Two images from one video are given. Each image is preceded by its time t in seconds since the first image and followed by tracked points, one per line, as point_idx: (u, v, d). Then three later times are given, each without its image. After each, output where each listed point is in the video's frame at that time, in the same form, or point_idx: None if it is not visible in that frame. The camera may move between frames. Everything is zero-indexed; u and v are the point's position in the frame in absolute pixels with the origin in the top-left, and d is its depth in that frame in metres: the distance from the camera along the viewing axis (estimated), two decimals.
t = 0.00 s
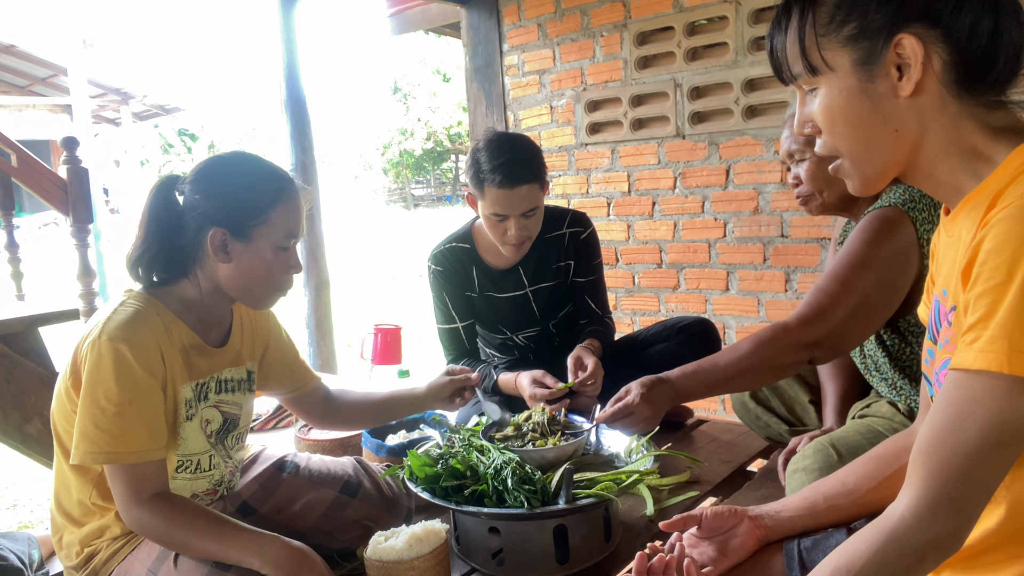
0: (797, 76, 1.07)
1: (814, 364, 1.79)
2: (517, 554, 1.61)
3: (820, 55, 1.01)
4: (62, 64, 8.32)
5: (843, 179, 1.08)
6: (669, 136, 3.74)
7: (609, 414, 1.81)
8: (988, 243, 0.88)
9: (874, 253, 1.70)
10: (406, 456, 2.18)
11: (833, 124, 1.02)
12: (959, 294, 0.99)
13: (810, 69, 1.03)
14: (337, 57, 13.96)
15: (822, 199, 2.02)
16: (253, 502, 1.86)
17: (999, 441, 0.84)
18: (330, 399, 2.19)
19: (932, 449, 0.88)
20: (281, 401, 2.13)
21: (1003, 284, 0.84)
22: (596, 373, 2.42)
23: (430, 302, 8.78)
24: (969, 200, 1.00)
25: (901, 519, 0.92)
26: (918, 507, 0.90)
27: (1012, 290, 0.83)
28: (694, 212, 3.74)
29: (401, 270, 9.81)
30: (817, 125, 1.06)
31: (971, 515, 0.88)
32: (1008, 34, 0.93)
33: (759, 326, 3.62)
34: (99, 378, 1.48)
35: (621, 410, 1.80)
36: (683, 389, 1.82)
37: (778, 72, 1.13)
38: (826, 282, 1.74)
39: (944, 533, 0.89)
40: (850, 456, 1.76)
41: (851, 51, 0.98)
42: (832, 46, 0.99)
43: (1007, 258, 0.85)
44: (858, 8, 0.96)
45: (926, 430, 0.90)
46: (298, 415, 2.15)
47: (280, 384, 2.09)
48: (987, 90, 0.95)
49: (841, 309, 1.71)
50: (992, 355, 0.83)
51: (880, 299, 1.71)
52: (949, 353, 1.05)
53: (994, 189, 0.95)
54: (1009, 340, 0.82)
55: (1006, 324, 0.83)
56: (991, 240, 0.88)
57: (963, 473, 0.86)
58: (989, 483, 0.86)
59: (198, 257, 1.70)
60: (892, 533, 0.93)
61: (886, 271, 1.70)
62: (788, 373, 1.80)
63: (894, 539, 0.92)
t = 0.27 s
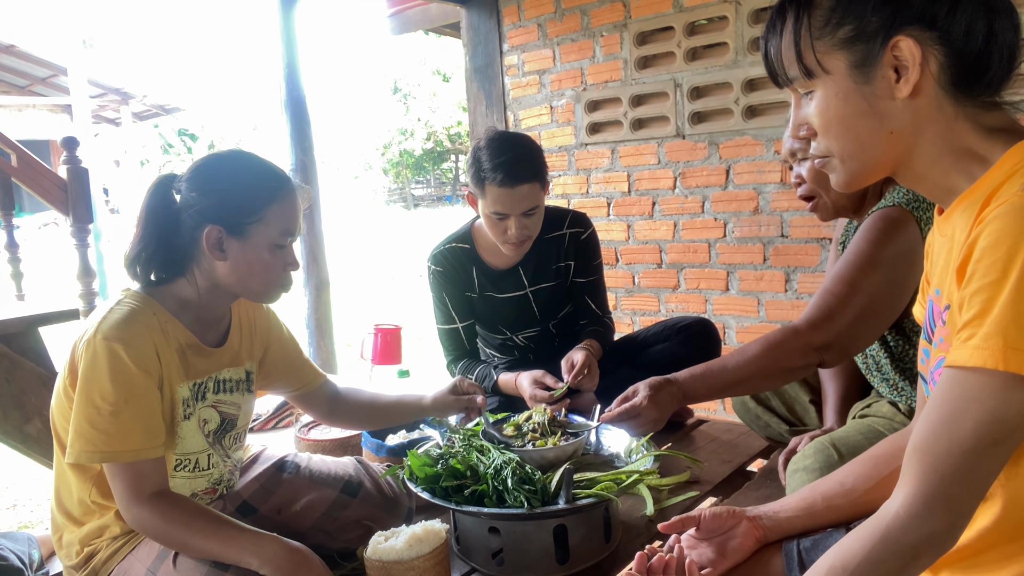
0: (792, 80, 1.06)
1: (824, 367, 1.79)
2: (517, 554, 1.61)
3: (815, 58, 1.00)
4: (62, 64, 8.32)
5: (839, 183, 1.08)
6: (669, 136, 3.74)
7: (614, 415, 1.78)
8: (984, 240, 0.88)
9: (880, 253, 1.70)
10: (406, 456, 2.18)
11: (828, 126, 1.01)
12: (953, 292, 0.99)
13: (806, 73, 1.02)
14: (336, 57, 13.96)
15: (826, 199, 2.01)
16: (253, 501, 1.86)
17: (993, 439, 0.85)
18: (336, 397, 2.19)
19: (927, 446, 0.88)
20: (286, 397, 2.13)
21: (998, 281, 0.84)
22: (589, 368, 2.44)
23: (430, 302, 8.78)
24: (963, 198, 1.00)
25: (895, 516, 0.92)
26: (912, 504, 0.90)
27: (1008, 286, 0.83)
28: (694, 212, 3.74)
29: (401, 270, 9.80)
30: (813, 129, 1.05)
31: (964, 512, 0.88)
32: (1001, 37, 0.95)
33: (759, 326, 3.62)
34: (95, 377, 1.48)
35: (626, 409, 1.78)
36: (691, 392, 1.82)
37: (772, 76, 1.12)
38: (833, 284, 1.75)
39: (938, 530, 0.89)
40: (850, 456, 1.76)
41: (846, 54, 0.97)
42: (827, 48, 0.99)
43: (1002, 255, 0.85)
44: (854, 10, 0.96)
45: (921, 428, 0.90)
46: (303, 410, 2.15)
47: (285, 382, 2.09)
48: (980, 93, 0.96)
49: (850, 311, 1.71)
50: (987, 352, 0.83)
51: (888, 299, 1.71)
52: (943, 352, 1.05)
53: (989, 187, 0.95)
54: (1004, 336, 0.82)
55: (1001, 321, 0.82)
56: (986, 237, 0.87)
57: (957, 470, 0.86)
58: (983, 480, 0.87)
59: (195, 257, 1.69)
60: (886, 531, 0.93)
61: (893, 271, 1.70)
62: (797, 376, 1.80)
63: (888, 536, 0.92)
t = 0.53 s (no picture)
0: (787, 81, 1.06)
1: (820, 364, 1.79)
2: (518, 554, 1.60)
3: (809, 59, 1.00)
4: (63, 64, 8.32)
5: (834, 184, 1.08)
6: (669, 136, 3.74)
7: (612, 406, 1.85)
8: (980, 237, 0.87)
9: (878, 252, 1.70)
10: (406, 456, 2.18)
11: (823, 128, 1.01)
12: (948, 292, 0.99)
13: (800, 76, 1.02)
14: (337, 57, 13.97)
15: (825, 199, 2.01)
16: (253, 501, 1.86)
17: (984, 435, 0.85)
18: (335, 394, 2.18)
19: (917, 443, 0.89)
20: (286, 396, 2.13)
21: (993, 278, 0.84)
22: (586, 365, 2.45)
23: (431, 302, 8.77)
24: (958, 197, 0.99)
25: (885, 511, 0.92)
26: (901, 499, 0.90)
27: (1003, 284, 0.83)
28: (694, 212, 3.74)
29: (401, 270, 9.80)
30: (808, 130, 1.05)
31: (954, 508, 0.88)
32: (995, 37, 0.95)
33: (759, 326, 3.62)
34: (101, 377, 1.48)
35: (620, 397, 1.85)
36: (687, 388, 1.83)
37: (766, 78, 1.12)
38: (831, 281, 1.75)
39: (927, 525, 0.89)
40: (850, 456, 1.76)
41: (841, 56, 0.97)
42: (822, 50, 0.99)
43: (998, 252, 0.84)
44: (848, 13, 0.96)
45: (912, 424, 0.90)
46: (303, 409, 2.15)
47: (284, 381, 2.09)
48: (975, 94, 0.96)
49: (845, 309, 1.71)
50: (982, 349, 0.83)
51: (885, 298, 1.71)
52: (939, 351, 1.05)
53: (984, 186, 0.95)
54: (1000, 334, 0.82)
55: (996, 318, 0.82)
56: (982, 234, 0.87)
57: (947, 465, 0.86)
58: (974, 474, 0.87)
59: (200, 257, 1.70)
60: (877, 526, 0.92)
61: (890, 269, 1.70)
62: (793, 373, 1.80)
63: (878, 532, 0.92)
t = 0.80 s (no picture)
0: (783, 82, 1.06)
1: (818, 364, 1.80)
2: (518, 554, 1.61)
3: (805, 60, 1.00)
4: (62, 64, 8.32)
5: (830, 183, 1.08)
6: (669, 136, 3.74)
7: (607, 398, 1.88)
8: (978, 235, 0.88)
9: (876, 250, 1.70)
10: (406, 456, 2.18)
11: (820, 129, 1.01)
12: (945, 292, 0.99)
13: (796, 76, 1.02)
14: (337, 57, 13.97)
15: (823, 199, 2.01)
16: (253, 501, 1.86)
17: (980, 432, 0.85)
18: (332, 394, 2.18)
19: (913, 440, 0.89)
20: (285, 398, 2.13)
21: (991, 276, 0.84)
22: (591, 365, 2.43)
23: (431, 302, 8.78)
24: (955, 197, 0.99)
25: (880, 508, 0.92)
26: (896, 495, 0.90)
27: (1001, 282, 0.83)
28: (694, 212, 3.74)
29: (401, 270, 9.81)
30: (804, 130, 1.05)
31: (948, 505, 0.89)
32: (991, 40, 0.95)
33: (759, 326, 3.62)
34: (104, 375, 1.48)
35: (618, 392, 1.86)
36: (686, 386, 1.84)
37: (762, 77, 1.12)
38: (828, 280, 1.75)
39: (921, 522, 0.89)
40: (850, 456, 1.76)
41: (837, 58, 0.97)
42: (818, 52, 0.99)
43: (995, 250, 0.85)
44: (845, 15, 0.96)
45: (907, 421, 0.90)
46: (301, 411, 2.15)
47: (284, 384, 2.09)
48: (971, 96, 0.96)
49: (842, 308, 1.71)
50: (980, 347, 0.83)
51: (882, 298, 1.71)
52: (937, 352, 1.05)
53: (982, 186, 0.95)
54: (996, 332, 0.82)
55: (993, 316, 0.82)
56: (980, 232, 0.87)
57: (942, 463, 0.87)
58: (968, 471, 0.87)
59: (205, 256, 1.69)
60: (871, 523, 0.93)
61: (887, 268, 1.70)
62: (792, 373, 1.81)
63: (873, 529, 0.92)
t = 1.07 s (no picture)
0: (783, 84, 1.07)
1: (828, 366, 1.79)
2: (518, 554, 1.60)
3: (804, 61, 1.01)
4: (63, 64, 8.32)
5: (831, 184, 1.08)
6: (669, 136, 3.74)
7: (613, 389, 1.90)
8: (984, 237, 0.87)
9: (881, 250, 1.70)
10: (406, 456, 2.18)
11: (819, 130, 1.02)
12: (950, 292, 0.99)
13: (796, 77, 1.03)
14: (337, 57, 13.97)
15: (823, 198, 2.01)
16: (253, 501, 1.86)
17: (982, 433, 0.85)
18: (339, 386, 2.19)
19: (915, 441, 0.88)
20: (291, 392, 2.14)
21: (996, 278, 0.84)
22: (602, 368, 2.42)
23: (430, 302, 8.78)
24: (959, 198, 0.99)
25: (881, 509, 0.92)
26: (898, 496, 0.90)
27: (1006, 284, 0.83)
28: (694, 212, 3.74)
29: (401, 270, 9.81)
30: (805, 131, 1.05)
31: (950, 505, 0.88)
32: (991, 37, 0.94)
33: (759, 326, 3.62)
34: (104, 374, 1.48)
35: (624, 385, 1.87)
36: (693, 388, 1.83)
37: (763, 78, 1.13)
38: (834, 282, 1.75)
39: (922, 522, 0.89)
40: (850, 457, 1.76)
41: (834, 60, 0.98)
42: (815, 55, 0.99)
43: (1000, 252, 0.84)
44: (841, 16, 0.96)
45: (910, 422, 0.90)
46: (307, 403, 2.16)
47: (289, 378, 2.09)
48: (971, 95, 0.95)
49: (852, 309, 1.71)
50: (984, 349, 0.83)
51: (889, 298, 1.71)
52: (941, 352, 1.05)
53: (986, 186, 0.95)
54: (1000, 334, 0.82)
55: (998, 319, 0.82)
56: (986, 234, 0.87)
57: (945, 464, 0.86)
58: (971, 472, 0.86)
59: (203, 255, 1.70)
60: (873, 524, 0.92)
61: (894, 269, 1.70)
62: (802, 375, 1.80)
63: (875, 529, 0.92)
